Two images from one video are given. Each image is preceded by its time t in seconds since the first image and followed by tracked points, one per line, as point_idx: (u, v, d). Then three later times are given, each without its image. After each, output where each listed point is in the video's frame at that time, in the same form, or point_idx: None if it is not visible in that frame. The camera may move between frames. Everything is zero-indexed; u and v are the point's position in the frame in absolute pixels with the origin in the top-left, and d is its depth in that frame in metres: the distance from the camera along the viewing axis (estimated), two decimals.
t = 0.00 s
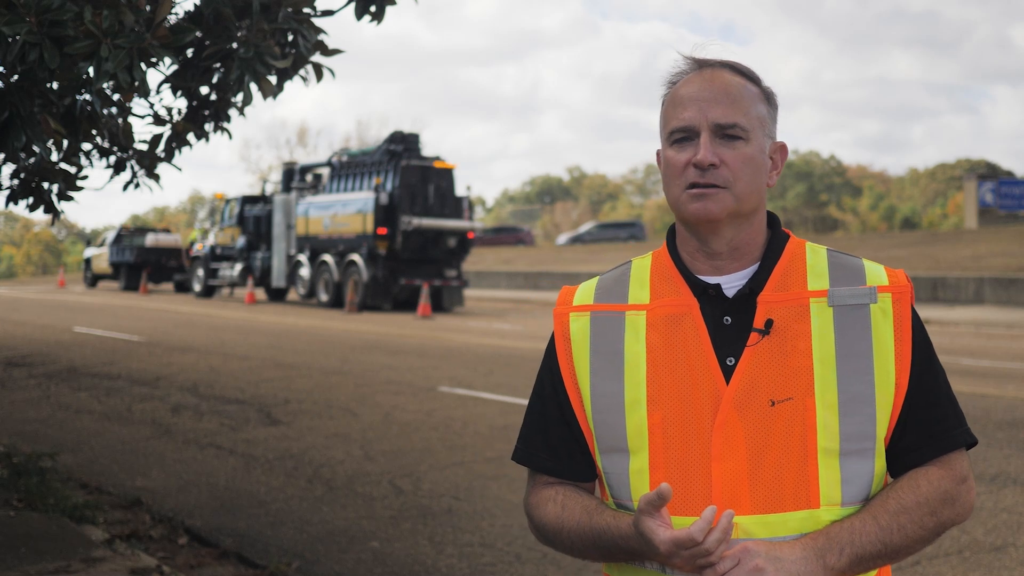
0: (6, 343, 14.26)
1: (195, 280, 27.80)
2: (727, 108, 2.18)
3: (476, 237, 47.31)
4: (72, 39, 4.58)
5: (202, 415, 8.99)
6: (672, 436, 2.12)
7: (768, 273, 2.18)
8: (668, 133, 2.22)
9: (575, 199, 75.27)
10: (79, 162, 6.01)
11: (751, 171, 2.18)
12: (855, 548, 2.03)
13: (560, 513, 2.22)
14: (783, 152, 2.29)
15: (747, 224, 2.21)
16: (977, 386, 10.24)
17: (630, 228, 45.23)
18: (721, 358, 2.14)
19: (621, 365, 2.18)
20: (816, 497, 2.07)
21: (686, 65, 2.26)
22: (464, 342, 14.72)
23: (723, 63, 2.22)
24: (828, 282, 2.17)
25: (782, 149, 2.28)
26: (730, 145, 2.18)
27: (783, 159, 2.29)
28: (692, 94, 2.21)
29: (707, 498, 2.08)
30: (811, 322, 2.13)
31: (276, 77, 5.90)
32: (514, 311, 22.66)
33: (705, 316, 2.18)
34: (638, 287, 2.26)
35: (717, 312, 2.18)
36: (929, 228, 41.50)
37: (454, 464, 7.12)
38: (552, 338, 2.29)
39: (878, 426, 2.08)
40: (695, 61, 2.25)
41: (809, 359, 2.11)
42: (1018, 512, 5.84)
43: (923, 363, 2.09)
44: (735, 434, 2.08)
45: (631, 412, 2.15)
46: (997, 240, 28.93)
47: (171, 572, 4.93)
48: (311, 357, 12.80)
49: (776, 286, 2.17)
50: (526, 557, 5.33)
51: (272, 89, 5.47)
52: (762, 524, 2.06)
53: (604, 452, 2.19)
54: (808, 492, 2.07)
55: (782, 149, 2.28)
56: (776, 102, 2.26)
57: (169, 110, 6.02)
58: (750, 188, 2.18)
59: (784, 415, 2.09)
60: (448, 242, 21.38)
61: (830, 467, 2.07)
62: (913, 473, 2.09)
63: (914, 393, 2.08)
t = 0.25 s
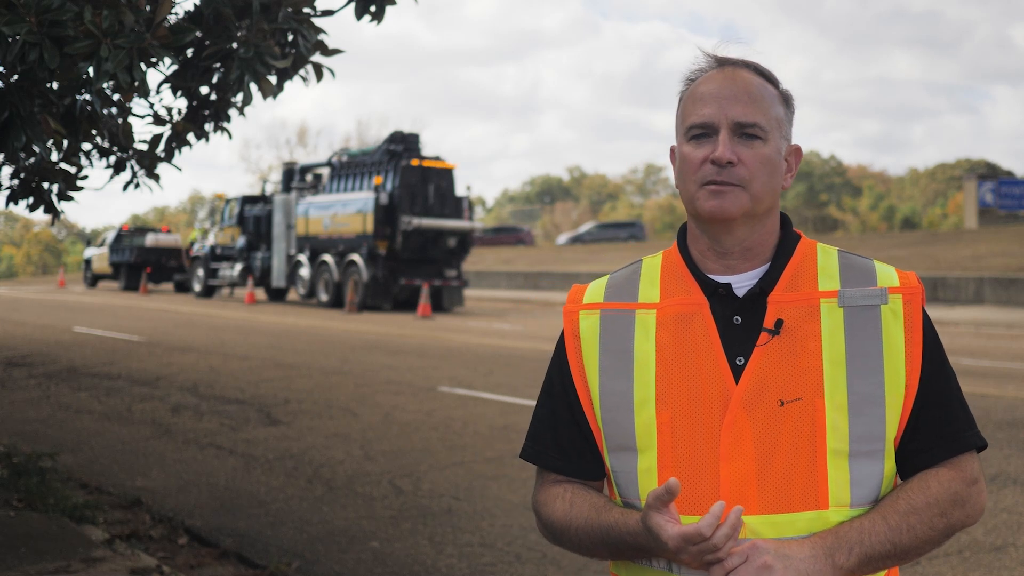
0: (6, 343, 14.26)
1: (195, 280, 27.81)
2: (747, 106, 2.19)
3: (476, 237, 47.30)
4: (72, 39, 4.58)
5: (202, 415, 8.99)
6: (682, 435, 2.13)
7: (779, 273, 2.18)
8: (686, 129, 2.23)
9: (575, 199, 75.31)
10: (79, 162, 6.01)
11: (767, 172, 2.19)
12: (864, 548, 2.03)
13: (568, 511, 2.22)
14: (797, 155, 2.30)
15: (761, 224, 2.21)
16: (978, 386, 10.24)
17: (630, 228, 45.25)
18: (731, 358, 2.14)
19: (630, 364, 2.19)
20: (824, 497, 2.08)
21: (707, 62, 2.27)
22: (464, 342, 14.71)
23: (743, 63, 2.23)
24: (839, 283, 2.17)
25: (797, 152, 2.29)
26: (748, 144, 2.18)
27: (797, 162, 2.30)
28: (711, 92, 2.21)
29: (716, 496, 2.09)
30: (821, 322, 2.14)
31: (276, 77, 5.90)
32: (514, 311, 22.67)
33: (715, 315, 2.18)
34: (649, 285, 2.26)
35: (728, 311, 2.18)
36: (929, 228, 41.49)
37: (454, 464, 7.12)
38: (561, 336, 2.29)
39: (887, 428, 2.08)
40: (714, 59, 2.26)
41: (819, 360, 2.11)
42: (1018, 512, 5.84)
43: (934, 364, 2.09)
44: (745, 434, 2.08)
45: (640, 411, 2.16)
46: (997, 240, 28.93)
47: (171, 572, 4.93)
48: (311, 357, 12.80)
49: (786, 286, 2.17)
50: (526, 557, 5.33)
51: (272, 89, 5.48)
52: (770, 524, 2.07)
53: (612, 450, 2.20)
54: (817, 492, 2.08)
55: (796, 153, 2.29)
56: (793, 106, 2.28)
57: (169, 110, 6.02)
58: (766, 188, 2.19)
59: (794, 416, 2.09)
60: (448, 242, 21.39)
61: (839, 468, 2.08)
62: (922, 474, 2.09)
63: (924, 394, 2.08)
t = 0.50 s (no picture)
0: (6, 343, 14.26)
1: (195, 280, 27.80)
2: (761, 106, 2.19)
3: (476, 237, 47.29)
4: (72, 39, 4.58)
5: (202, 415, 8.99)
6: (685, 435, 2.13)
7: (784, 274, 2.18)
8: (698, 129, 2.23)
9: (575, 199, 75.37)
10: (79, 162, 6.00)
11: (779, 173, 2.20)
12: (866, 548, 2.03)
13: (570, 507, 2.23)
14: (804, 157, 2.32)
15: (770, 225, 2.22)
16: (978, 386, 10.24)
17: (630, 228, 45.25)
18: (735, 358, 2.14)
19: (635, 361, 2.19)
20: (827, 499, 2.08)
21: (720, 61, 2.27)
22: (463, 342, 14.71)
23: (755, 63, 2.24)
24: (844, 285, 2.17)
25: (805, 154, 2.31)
26: (761, 145, 2.19)
27: (805, 164, 2.32)
28: (724, 91, 2.22)
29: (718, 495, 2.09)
30: (826, 324, 2.14)
31: (276, 77, 5.90)
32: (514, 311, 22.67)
33: (720, 315, 2.19)
34: (655, 284, 2.26)
35: (733, 311, 2.18)
36: (929, 228, 41.50)
37: (454, 464, 7.12)
38: (565, 334, 2.29)
39: (892, 429, 2.08)
40: (727, 57, 2.26)
41: (823, 361, 2.11)
42: (1019, 512, 5.84)
43: (938, 369, 2.09)
44: (748, 434, 2.08)
45: (644, 410, 2.16)
46: (997, 240, 28.95)
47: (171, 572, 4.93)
48: (311, 357, 12.80)
49: (792, 287, 2.18)
50: (526, 557, 5.33)
51: (272, 88, 5.48)
52: (772, 524, 2.07)
53: (615, 449, 2.20)
54: (820, 493, 2.08)
55: (805, 154, 2.31)
56: (803, 107, 2.29)
57: (169, 110, 6.02)
58: (778, 190, 2.20)
59: (798, 417, 2.09)
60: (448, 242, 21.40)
61: (842, 469, 2.08)
62: (927, 476, 2.08)
63: (928, 397, 2.08)
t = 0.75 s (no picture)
0: (6, 343, 14.26)
1: (195, 280, 27.80)
2: (767, 107, 2.20)
3: (476, 237, 47.28)
4: (72, 39, 4.58)
5: (202, 415, 8.99)
6: (685, 433, 2.13)
7: (785, 273, 2.19)
8: (703, 129, 2.24)
9: (575, 199, 75.35)
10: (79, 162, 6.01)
11: (784, 174, 2.20)
12: (866, 544, 2.02)
13: (568, 504, 2.22)
14: (808, 158, 2.32)
15: (774, 227, 2.22)
16: (979, 386, 10.24)
17: (630, 228, 45.26)
18: (735, 356, 2.14)
19: (635, 360, 2.19)
20: (826, 497, 2.08)
21: (725, 62, 2.27)
22: (463, 342, 14.71)
23: (761, 64, 2.24)
24: (845, 284, 2.17)
25: (809, 156, 2.31)
26: (767, 146, 2.20)
27: (808, 165, 2.32)
28: (729, 92, 2.22)
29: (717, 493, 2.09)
30: (827, 321, 2.14)
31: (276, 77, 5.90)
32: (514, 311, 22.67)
33: (721, 313, 2.19)
34: (656, 282, 2.27)
35: (734, 310, 2.19)
36: (929, 228, 41.49)
37: (454, 464, 7.12)
38: (566, 331, 2.30)
39: (892, 429, 2.08)
40: (732, 59, 2.27)
41: (824, 360, 2.11)
42: (1018, 512, 5.84)
43: (939, 368, 2.09)
44: (748, 432, 2.09)
45: (643, 408, 2.16)
46: (997, 240, 28.93)
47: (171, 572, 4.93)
48: (311, 357, 12.80)
49: (793, 286, 2.18)
50: (526, 557, 5.34)
51: (272, 89, 5.48)
52: (772, 521, 2.07)
53: (615, 446, 2.20)
54: (820, 491, 2.07)
55: (809, 156, 2.31)
56: (807, 108, 2.29)
57: (169, 110, 6.03)
58: (782, 191, 2.20)
59: (799, 415, 2.09)
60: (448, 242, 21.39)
61: (842, 468, 2.08)
62: (929, 473, 2.08)
63: (930, 396, 2.07)
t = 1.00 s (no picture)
0: (6, 343, 14.27)
1: (195, 280, 27.81)
2: (764, 107, 2.20)
3: (476, 237, 47.27)
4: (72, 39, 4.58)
5: (202, 415, 8.99)
6: (680, 429, 2.13)
7: (782, 270, 2.19)
8: (701, 129, 2.24)
9: (575, 199, 75.36)
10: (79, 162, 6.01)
11: (781, 174, 2.20)
12: (860, 540, 2.02)
13: (563, 497, 2.23)
14: (807, 158, 2.32)
15: (770, 226, 2.22)
16: (979, 386, 10.23)
17: (630, 228, 45.26)
18: (732, 353, 2.15)
19: (631, 353, 2.20)
20: (822, 494, 2.08)
21: (723, 61, 2.27)
22: (463, 342, 14.71)
23: (759, 63, 2.24)
24: (843, 281, 2.17)
25: (807, 155, 2.31)
26: (764, 146, 2.20)
27: (807, 165, 2.32)
28: (727, 91, 2.22)
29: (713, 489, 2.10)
30: (823, 318, 2.14)
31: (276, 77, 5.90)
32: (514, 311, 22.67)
33: (717, 309, 2.20)
34: (653, 279, 2.27)
35: (731, 307, 2.19)
36: (929, 228, 41.47)
37: (454, 464, 7.12)
38: (563, 326, 2.30)
39: (889, 426, 2.08)
40: (730, 58, 2.27)
41: (821, 356, 2.11)
42: (1018, 512, 5.84)
43: (936, 366, 2.09)
44: (744, 428, 2.09)
45: (639, 403, 2.16)
46: (997, 240, 28.93)
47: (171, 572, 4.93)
48: (311, 357, 12.80)
49: (790, 283, 2.18)
50: (526, 557, 5.34)
51: (272, 89, 5.48)
52: (767, 517, 2.07)
53: (610, 441, 2.21)
54: (814, 488, 2.08)
55: (807, 155, 2.31)
56: (805, 109, 2.30)
57: (169, 110, 6.02)
58: (778, 191, 2.21)
59: (795, 411, 2.09)
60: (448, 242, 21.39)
61: (838, 465, 2.08)
62: (924, 471, 2.09)
63: (927, 394, 2.08)
